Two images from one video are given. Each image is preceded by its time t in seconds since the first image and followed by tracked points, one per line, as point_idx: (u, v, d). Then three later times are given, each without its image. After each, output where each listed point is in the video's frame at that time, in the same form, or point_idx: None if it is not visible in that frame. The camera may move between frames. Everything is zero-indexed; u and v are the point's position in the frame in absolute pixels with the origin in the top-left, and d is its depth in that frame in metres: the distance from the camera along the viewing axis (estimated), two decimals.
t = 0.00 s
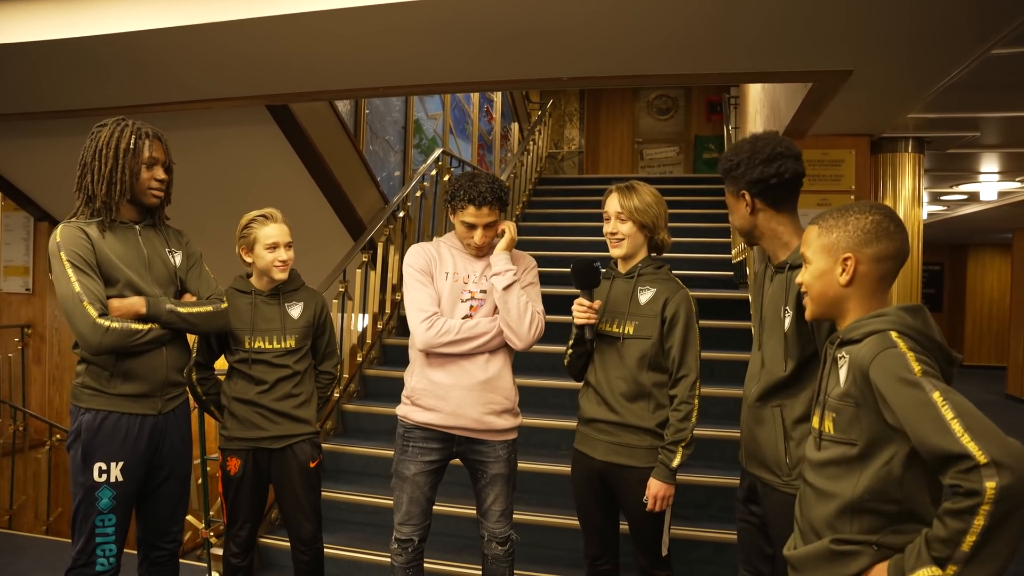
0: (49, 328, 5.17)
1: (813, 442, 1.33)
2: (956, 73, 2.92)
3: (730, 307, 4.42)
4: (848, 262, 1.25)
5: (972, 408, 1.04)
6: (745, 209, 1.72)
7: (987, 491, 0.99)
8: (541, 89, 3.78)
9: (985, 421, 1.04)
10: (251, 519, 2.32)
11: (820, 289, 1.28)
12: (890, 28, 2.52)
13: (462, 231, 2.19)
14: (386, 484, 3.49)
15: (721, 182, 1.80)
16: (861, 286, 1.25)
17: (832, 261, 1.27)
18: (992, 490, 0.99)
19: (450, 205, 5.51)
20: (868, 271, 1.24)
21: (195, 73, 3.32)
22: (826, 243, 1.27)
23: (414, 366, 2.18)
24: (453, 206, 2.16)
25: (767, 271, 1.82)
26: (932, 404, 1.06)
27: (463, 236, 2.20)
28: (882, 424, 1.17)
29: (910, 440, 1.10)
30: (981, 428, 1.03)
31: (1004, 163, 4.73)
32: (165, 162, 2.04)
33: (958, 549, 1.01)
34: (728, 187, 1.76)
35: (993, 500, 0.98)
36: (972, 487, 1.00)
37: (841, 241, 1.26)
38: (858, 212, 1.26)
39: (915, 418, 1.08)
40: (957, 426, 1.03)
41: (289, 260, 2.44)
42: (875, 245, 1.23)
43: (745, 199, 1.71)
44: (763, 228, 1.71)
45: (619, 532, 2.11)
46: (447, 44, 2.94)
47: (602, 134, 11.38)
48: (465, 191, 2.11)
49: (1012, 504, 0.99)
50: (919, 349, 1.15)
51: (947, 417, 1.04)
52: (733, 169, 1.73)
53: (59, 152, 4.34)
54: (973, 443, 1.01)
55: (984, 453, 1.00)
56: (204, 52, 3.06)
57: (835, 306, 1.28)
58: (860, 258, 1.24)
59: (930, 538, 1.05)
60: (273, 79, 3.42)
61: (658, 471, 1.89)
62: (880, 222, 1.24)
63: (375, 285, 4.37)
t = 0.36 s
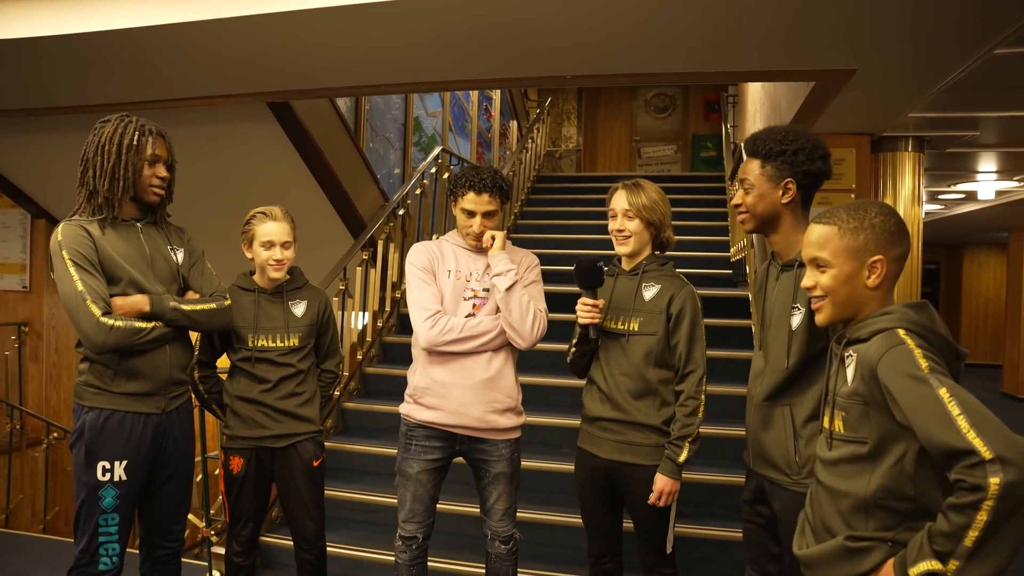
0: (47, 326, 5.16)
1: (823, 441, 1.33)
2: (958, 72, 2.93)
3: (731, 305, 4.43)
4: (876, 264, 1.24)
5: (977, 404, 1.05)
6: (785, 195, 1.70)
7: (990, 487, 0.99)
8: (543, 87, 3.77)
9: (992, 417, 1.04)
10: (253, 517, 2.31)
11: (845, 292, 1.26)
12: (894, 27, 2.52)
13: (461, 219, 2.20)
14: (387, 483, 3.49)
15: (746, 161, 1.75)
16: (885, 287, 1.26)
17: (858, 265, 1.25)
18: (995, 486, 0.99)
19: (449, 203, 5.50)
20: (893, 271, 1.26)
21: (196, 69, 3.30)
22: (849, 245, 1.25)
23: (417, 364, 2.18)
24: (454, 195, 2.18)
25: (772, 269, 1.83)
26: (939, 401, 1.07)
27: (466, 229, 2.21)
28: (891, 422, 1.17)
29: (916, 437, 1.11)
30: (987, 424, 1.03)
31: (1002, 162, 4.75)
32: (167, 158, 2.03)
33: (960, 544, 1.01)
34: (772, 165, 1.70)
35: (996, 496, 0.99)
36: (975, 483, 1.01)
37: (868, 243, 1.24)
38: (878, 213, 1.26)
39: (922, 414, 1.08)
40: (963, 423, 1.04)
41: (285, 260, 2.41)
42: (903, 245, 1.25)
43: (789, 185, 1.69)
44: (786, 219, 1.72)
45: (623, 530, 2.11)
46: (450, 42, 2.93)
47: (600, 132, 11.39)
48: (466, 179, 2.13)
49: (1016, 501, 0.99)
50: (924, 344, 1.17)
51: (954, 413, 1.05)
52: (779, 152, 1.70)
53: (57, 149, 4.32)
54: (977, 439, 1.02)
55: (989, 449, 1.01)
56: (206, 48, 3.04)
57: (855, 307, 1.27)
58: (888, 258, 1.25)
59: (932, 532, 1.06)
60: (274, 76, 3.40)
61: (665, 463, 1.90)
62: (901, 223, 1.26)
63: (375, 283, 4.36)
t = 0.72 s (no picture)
0: (41, 324, 5.13)
1: (824, 445, 1.34)
2: (956, 76, 2.95)
3: (727, 306, 4.45)
4: (877, 267, 1.25)
5: (987, 427, 1.06)
6: (795, 196, 1.71)
7: (986, 511, 1.01)
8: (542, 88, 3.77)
9: (997, 440, 1.05)
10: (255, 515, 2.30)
11: (846, 294, 1.27)
12: (894, 31, 2.54)
13: (461, 215, 2.20)
14: (385, 483, 3.48)
15: (761, 158, 1.77)
16: (886, 290, 1.27)
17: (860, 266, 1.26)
18: (990, 511, 1.01)
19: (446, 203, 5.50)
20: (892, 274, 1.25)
21: (195, 68, 3.29)
22: (852, 245, 1.26)
23: (416, 364, 2.18)
24: (455, 193, 2.19)
25: (775, 271, 1.84)
26: (951, 417, 1.08)
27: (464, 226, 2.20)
28: (898, 432, 1.18)
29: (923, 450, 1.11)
30: (993, 449, 1.04)
31: (996, 165, 4.80)
32: (165, 154, 2.02)
33: (945, 561, 1.04)
34: (784, 165, 1.72)
35: (989, 520, 1.01)
36: (971, 505, 1.02)
37: (870, 245, 1.25)
38: (883, 214, 1.26)
39: (931, 430, 1.09)
40: (970, 443, 1.05)
41: (278, 258, 2.41)
42: (902, 248, 1.24)
43: (801, 187, 1.71)
44: (795, 219, 1.73)
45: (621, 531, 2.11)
46: (452, 42, 2.93)
47: (595, 133, 11.40)
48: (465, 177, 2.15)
49: (1010, 527, 1.01)
50: (940, 356, 1.18)
51: (963, 432, 1.06)
52: (792, 153, 1.71)
53: (52, 146, 4.29)
54: (982, 462, 1.03)
55: (990, 474, 1.02)
56: (206, 47, 3.03)
57: (856, 310, 1.28)
58: (890, 261, 1.25)
59: (919, 547, 1.09)
60: (273, 75, 3.39)
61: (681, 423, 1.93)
62: (908, 226, 1.26)
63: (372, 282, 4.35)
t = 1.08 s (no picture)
0: (34, 322, 5.09)
1: (822, 448, 1.34)
2: (955, 79, 2.97)
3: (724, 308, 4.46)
4: (849, 269, 1.28)
5: (974, 436, 1.05)
6: (794, 198, 1.72)
7: (963, 521, 1.01)
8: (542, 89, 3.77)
9: (984, 449, 1.05)
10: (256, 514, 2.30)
11: (825, 297, 1.32)
12: (895, 33, 2.56)
13: (459, 215, 2.19)
14: (382, 483, 3.47)
15: (757, 163, 1.77)
16: (863, 291, 1.28)
17: (835, 269, 1.30)
18: (968, 521, 1.00)
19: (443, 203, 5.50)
20: (870, 276, 1.27)
21: (194, 66, 3.28)
22: (828, 250, 1.31)
23: (414, 365, 2.17)
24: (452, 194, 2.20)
25: (774, 273, 1.84)
26: (938, 424, 1.08)
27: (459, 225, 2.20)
28: (890, 437, 1.18)
29: (910, 456, 1.12)
30: (977, 459, 1.03)
31: (991, 168, 4.83)
32: (165, 152, 2.01)
33: (926, 571, 1.04)
34: (782, 168, 1.72)
35: (967, 530, 1.00)
36: (951, 515, 1.02)
37: (843, 248, 1.29)
38: (858, 219, 1.29)
39: (919, 437, 1.09)
40: (954, 451, 1.04)
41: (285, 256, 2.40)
42: (875, 251, 1.26)
43: (800, 189, 1.71)
44: (795, 221, 1.74)
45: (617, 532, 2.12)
46: (453, 43, 2.93)
47: (591, 133, 11.42)
48: (463, 177, 2.16)
49: (989, 538, 1.00)
50: (935, 362, 1.17)
51: (948, 440, 1.05)
52: (788, 157, 1.72)
53: (47, 143, 4.26)
54: (963, 471, 1.02)
55: (970, 484, 1.01)
56: (205, 44, 3.02)
57: (841, 313, 1.31)
58: (861, 263, 1.27)
59: (902, 555, 1.09)
60: (272, 73, 3.38)
61: (725, 299, 1.92)
62: (881, 228, 1.27)
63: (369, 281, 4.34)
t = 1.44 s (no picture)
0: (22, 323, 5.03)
1: (817, 451, 1.35)
2: (947, 82, 2.99)
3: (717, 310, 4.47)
4: (836, 275, 1.29)
5: (962, 440, 1.05)
6: (792, 201, 1.73)
7: (949, 524, 1.01)
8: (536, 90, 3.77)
9: (972, 454, 1.05)
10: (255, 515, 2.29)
11: (816, 303, 1.32)
12: (889, 36, 2.57)
13: (459, 214, 2.17)
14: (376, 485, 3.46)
15: (753, 166, 1.78)
16: (851, 295, 1.29)
17: (823, 276, 1.31)
18: (953, 524, 1.01)
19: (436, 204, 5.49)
20: (856, 281, 1.28)
21: (188, 65, 3.26)
22: (816, 256, 1.32)
23: (412, 369, 2.16)
24: (448, 198, 2.19)
25: (771, 275, 1.85)
26: (927, 429, 1.08)
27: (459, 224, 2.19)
28: (882, 440, 1.19)
29: (899, 461, 1.12)
30: (965, 463, 1.04)
31: (980, 172, 4.87)
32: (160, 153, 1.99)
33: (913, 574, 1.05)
34: (779, 171, 1.73)
35: (952, 534, 1.01)
36: (937, 518, 1.03)
37: (829, 254, 1.30)
38: (843, 224, 1.30)
39: (908, 441, 1.10)
40: (942, 454, 1.05)
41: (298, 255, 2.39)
42: (861, 255, 1.26)
43: (798, 192, 1.72)
44: (792, 224, 1.75)
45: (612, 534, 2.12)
46: (449, 44, 2.93)
47: (583, 135, 11.45)
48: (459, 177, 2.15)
49: (974, 542, 1.00)
50: (926, 366, 1.17)
51: (936, 444, 1.06)
52: (786, 159, 1.72)
53: (37, 143, 4.22)
54: (949, 475, 1.03)
55: (956, 487, 1.02)
56: (200, 44, 3.00)
57: (831, 318, 1.31)
58: (848, 268, 1.28)
59: (891, 558, 1.10)
60: (267, 74, 3.37)
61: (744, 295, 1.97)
62: (866, 232, 1.27)
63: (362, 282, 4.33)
